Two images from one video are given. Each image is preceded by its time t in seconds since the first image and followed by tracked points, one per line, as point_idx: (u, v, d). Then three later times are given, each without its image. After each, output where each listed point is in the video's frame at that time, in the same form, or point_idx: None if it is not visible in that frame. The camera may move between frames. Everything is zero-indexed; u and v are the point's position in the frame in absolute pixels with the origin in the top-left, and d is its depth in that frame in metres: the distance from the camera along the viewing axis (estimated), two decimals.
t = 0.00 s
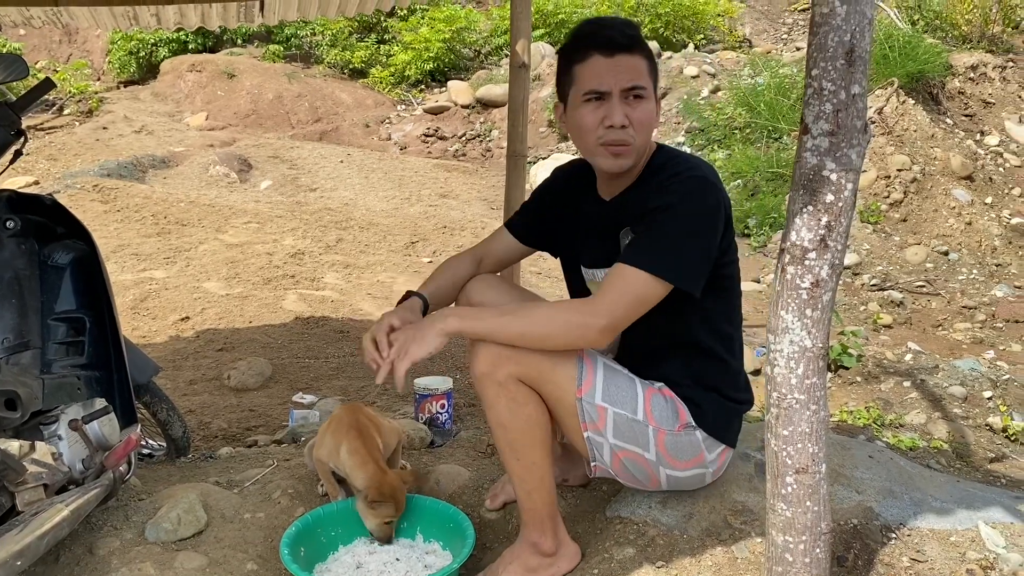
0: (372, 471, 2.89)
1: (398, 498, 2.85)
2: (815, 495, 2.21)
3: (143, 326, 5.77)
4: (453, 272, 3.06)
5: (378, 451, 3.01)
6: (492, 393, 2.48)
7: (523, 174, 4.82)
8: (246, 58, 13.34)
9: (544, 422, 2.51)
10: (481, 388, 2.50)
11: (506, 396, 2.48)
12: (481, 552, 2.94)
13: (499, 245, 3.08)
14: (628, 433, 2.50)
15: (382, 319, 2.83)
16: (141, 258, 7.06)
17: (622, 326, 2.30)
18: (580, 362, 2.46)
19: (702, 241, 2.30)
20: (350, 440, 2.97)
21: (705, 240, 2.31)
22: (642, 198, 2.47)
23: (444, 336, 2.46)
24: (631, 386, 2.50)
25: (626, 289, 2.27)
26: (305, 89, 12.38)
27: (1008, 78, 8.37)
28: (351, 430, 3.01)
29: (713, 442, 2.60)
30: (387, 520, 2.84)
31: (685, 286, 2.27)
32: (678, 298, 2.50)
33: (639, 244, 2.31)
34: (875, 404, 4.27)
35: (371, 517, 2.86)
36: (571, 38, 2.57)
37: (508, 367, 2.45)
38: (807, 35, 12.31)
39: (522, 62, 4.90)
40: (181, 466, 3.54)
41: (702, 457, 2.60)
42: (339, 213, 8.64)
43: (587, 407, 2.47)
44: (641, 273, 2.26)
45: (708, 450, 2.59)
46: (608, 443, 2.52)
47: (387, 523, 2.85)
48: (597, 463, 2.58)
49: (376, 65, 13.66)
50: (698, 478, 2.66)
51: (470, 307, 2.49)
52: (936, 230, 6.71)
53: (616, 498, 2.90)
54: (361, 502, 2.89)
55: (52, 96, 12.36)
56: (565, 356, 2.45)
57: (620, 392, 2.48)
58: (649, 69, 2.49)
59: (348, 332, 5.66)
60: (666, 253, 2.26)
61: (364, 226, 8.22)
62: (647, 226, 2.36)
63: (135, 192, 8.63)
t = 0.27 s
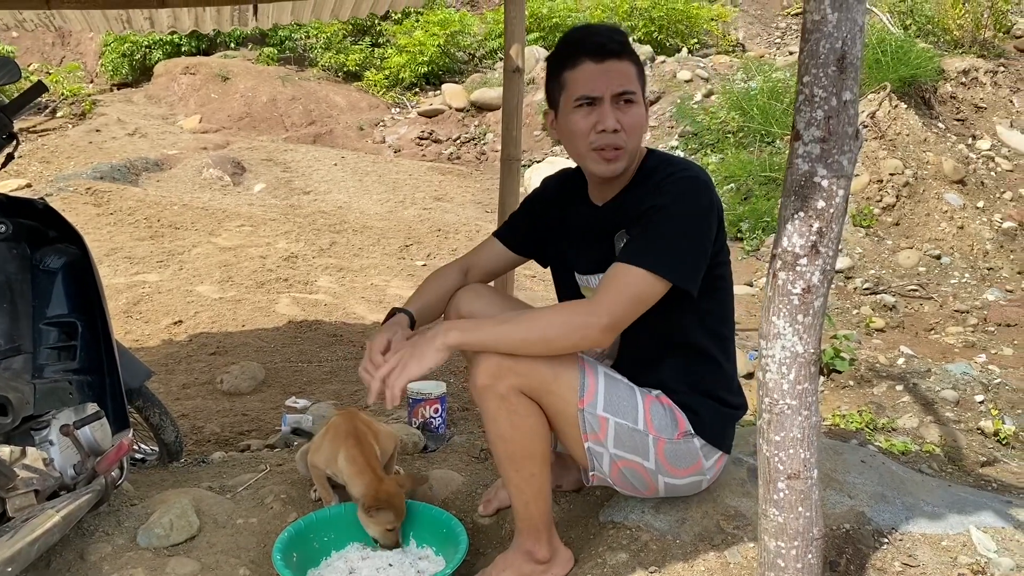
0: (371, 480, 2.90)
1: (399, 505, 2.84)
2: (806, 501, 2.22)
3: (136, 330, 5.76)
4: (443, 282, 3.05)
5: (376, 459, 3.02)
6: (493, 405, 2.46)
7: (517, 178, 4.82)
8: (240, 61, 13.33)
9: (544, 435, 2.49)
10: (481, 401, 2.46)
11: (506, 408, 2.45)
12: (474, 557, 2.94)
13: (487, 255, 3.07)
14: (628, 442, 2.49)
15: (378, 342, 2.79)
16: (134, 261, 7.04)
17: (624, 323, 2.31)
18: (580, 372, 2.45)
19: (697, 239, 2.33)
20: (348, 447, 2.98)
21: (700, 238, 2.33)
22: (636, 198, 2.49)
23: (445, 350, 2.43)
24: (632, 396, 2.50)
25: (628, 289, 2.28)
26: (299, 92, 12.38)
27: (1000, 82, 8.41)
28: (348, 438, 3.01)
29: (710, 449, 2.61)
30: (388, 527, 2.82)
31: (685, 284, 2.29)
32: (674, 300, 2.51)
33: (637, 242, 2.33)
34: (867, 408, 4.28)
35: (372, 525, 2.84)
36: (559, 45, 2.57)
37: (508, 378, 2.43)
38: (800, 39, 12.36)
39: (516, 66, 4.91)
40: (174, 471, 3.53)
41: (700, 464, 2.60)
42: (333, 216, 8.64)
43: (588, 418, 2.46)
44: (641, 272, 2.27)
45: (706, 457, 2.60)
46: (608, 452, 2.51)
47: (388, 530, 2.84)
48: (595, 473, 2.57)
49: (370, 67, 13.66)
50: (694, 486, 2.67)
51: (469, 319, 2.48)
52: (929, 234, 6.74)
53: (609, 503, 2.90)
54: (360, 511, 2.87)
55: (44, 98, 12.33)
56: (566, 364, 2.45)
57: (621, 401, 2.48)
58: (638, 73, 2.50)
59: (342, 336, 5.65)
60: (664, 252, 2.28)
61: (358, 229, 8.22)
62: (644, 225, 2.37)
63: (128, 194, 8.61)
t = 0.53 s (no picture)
0: (371, 484, 2.88)
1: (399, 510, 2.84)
2: (800, 504, 2.22)
3: (128, 333, 5.73)
4: (437, 286, 3.01)
5: (377, 464, 3.01)
6: (488, 407, 2.44)
7: (511, 181, 4.82)
8: (233, 63, 13.31)
9: (540, 438, 2.48)
10: (477, 403, 2.45)
11: (502, 410, 2.44)
12: (468, 561, 2.93)
13: (477, 256, 3.07)
14: (624, 445, 2.49)
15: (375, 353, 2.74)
16: (126, 264, 7.02)
17: (622, 318, 2.31)
18: (577, 375, 2.44)
19: (694, 237, 2.34)
20: (346, 450, 2.98)
21: (696, 236, 2.35)
22: (632, 196, 2.50)
23: (442, 351, 2.43)
24: (627, 399, 2.49)
25: (625, 286, 2.28)
26: (292, 95, 12.36)
27: (992, 86, 8.44)
28: (346, 442, 3.01)
29: (705, 451, 2.61)
30: (386, 532, 2.82)
31: (682, 282, 2.30)
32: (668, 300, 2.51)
33: (634, 239, 2.34)
34: (861, 411, 4.29)
35: (370, 529, 2.84)
36: (556, 49, 2.57)
37: (503, 380, 2.41)
38: (794, 42, 12.39)
39: (510, 69, 4.90)
40: (166, 475, 3.51)
41: (695, 466, 2.60)
42: (326, 219, 8.62)
43: (584, 421, 2.45)
44: (637, 269, 2.28)
45: (701, 459, 2.60)
46: (604, 455, 2.50)
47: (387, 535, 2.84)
48: (591, 476, 2.56)
49: (364, 70, 13.64)
50: (690, 489, 2.66)
51: (465, 320, 2.47)
52: (922, 237, 6.76)
53: (603, 506, 2.90)
54: (358, 515, 2.87)
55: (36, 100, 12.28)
56: (562, 367, 2.43)
57: (617, 404, 2.47)
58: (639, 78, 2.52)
59: (335, 339, 5.64)
60: (662, 250, 2.29)
61: (351, 232, 8.21)
62: (639, 222, 2.38)
63: (120, 197, 8.57)
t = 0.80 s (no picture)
0: (364, 487, 2.87)
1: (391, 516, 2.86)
2: (797, 505, 2.22)
3: (124, 335, 5.72)
4: (432, 289, 3.01)
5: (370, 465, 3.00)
6: (486, 408, 2.44)
7: (506, 183, 4.82)
8: (229, 65, 13.30)
9: (537, 438, 2.48)
10: (474, 402, 2.45)
11: (500, 410, 2.44)
12: (464, 562, 2.93)
13: (473, 256, 3.05)
14: (621, 444, 2.49)
15: (371, 362, 2.72)
16: (122, 265, 7.00)
17: (620, 313, 2.32)
18: (573, 374, 2.45)
19: (692, 235, 2.35)
20: (340, 454, 2.96)
21: (694, 234, 2.36)
22: (631, 196, 2.51)
23: (441, 348, 2.44)
24: (624, 397, 2.50)
25: (622, 282, 2.29)
26: (288, 96, 12.36)
27: (987, 88, 8.47)
28: (341, 444, 3.00)
29: (702, 449, 2.62)
30: (376, 537, 2.84)
31: (680, 279, 2.31)
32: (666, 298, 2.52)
33: (633, 236, 2.34)
34: (856, 412, 4.30)
35: (361, 533, 2.85)
36: (561, 49, 2.56)
37: (501, 379, 2.41)
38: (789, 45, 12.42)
39: (506, 71, 4.91)
40: (161, 477, 3.51)
41: (693, 465, 2.61)
42: (322, 220, 8.62)
43: (581, 420, 2.45)
44: (634, 264, 2.29)
45: (698, 458, 2.61)
46: (602, 455, 2.51)
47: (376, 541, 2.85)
48: (588, 477, 2.56)
49: (360, 72, 13.64)
50: (687, 488, 2.67)
51: (464, 318, 2.49)
52: (917, 239, 6.78)
53: (599, 507, 2.90)
54: (351, 518, 2.88)
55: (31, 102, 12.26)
56: (560, 366, 2.44)
57: (613, 403, 2.48)
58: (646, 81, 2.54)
59: (331, 341, 5.64)
60: (661, 248, 2.30)
61: (347, 234, 8.21)
62: (639, 220, 2.39)
63: (116, 199, 8.56)
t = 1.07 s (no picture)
0: (361, 489, 2.88)
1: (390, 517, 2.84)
2: (795, 505, 2.22)
3: (122, 336, 5.72)
4: (431, 289, 3.00)
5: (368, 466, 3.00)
6: (484, 406, 2.44)
7: (505, 183, 4.82)
8: (228, 65, 13.30)
9: (535, 438, 2.48)
10: (473, 401, 2.45)
11: (498, 409, 2.44)
12: (463, 562, 2.93)
13: (472, 255, 3.06)
14: (620, 444, 2.49)
15: (369, 362, 2.73)
16: (120, 266, 7.00)
17: (619, 312, 2.33)
18: (572, 373, 2.45)
19: (692, 235, 2.35)
20: (338, 455, 2.97)
21: (694, 234, 2.36)
22: (633, 196, 2.51)
23: (440, 347, 2.45)
24: (622, 397, 2.50)
25: (621, 280, 2.30)
26: (287, 97, 12.36)
27: (985, 88, 8.48)
28: (339, 445, 3.00)
29: (701, 449, 2.62)
30: (378, 538, 2.82)
31: (679, 278, 2.31)
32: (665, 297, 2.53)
33: (633, 235, 2.35)
34: (855, 412, 4.30)
35: (362, 535, 2.84)
36: (564, 49, 2.55)
37: (499, 378, 2.42)
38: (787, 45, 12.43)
39: (504, 72, 4.91)
40: (160, 478, 3.50)
41: (692, 465, 2.61)
42: (321, 221, 8.62)
43: (580, 420, 2.46)
44: (633, 262, 2.30)
45: (697, 458, 2.61)
46: (600, 455, 2.51)
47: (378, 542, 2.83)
48: (587, 477, 2.56)
49: (358, 72, 13.63)
50: (685, 488, 2.67)
51: (463, 317, 2.50)
52: (915, 239, 6.78)
53: (598, 508, 2.90)
54: (349, 520, 2.88)
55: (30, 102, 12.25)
56: (558, 366, 2.45)
57: (612, 403, 2.48)
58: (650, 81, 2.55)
59: (330, 342, 5.63)
60: (661, 247, 2.30)
61: (346, 234, 8.21)
62: (640, 219, 2.39)
63: (114, 200, 8.56)
